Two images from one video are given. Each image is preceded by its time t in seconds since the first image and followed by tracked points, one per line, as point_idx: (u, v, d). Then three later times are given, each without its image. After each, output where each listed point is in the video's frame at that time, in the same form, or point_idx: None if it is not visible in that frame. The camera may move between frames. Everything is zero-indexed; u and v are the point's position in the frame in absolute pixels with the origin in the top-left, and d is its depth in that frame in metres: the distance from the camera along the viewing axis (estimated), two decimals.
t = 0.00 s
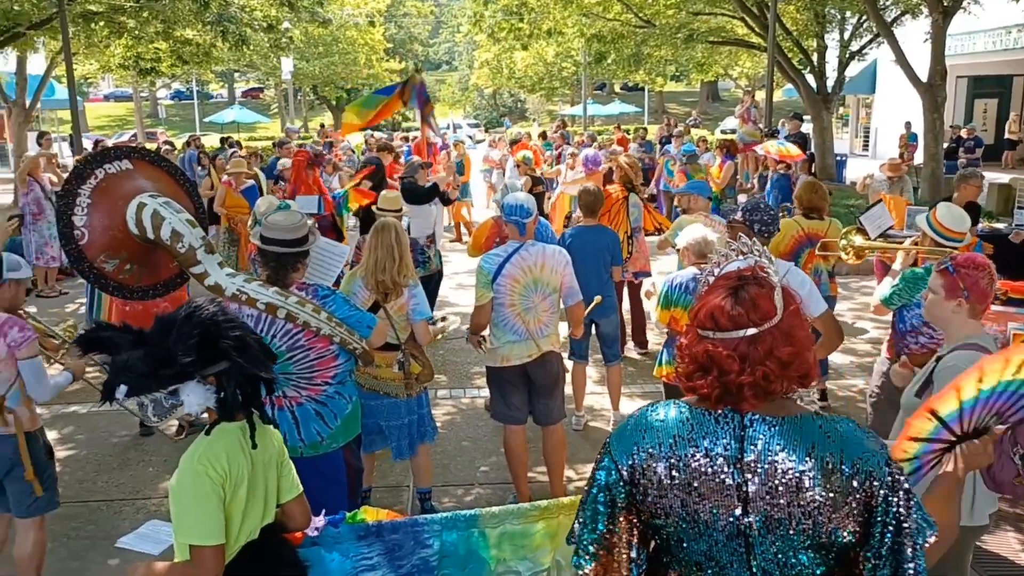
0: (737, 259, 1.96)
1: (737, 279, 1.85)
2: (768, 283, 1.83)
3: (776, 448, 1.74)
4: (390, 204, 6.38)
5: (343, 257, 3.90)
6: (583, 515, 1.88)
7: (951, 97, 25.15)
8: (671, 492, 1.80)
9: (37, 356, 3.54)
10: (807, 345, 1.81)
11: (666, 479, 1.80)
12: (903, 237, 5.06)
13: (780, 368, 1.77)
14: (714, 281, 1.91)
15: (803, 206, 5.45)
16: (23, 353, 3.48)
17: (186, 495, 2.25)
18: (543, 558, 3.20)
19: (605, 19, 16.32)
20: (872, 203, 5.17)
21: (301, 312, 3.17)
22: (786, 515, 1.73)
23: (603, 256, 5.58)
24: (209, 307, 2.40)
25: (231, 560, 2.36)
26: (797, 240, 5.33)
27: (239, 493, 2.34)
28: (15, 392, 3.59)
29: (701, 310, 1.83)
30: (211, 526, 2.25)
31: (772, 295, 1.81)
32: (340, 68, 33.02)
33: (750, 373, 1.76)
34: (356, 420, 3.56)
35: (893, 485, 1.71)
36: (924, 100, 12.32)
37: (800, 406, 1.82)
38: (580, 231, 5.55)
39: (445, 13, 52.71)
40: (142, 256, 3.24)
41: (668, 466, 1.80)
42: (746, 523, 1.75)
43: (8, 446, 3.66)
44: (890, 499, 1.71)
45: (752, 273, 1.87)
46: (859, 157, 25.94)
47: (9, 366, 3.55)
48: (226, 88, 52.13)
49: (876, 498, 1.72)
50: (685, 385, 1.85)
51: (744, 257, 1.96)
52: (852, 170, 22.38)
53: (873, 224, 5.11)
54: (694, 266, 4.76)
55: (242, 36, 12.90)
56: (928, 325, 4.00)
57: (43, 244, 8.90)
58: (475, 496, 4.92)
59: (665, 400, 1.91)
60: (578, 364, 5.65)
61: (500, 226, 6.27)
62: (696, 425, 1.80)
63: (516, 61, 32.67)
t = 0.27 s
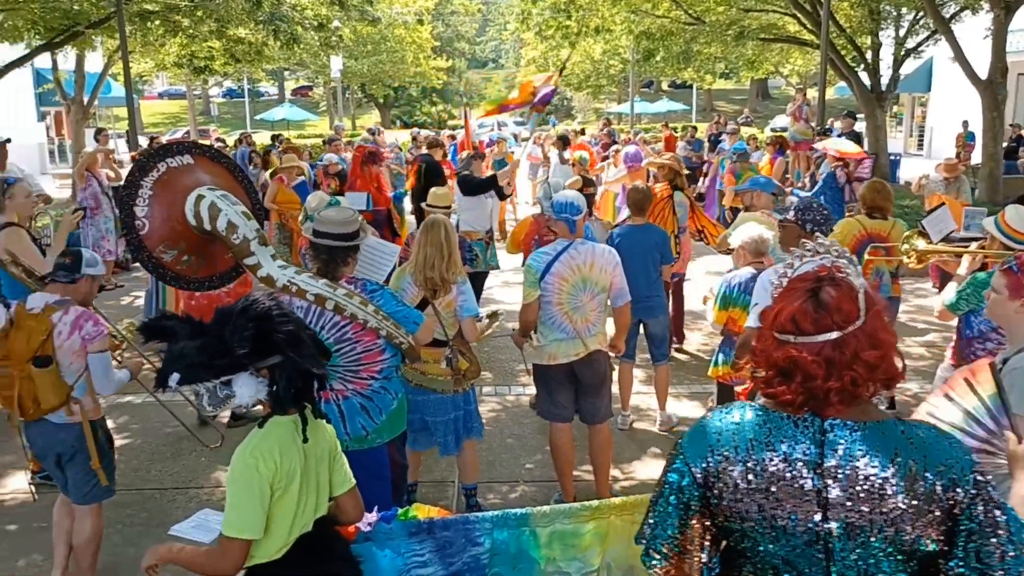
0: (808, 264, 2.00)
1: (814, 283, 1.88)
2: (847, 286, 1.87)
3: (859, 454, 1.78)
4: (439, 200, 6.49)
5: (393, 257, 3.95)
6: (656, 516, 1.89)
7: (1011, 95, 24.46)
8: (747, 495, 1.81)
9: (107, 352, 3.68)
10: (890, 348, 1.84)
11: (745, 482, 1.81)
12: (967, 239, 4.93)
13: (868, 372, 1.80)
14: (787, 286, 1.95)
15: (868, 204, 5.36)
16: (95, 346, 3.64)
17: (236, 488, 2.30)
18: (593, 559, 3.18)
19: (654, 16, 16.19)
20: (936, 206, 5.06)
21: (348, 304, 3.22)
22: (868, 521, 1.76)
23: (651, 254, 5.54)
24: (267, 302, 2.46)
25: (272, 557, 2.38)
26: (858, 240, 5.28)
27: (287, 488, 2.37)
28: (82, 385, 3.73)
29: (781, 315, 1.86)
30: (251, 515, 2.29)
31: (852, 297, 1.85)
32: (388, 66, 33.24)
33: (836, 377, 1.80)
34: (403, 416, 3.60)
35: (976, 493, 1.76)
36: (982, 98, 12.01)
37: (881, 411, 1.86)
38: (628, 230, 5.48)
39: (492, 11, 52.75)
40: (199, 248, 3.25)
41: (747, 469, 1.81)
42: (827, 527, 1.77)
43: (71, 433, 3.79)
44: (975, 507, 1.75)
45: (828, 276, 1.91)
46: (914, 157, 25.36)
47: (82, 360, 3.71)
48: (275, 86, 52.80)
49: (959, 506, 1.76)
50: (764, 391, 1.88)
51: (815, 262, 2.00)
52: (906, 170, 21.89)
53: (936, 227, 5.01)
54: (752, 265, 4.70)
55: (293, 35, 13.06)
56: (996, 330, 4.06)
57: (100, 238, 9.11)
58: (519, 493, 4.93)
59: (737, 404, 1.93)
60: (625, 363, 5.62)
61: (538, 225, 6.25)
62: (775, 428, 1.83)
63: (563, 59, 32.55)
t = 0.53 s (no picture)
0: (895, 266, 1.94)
1: (907, 286, 1.84)
2: (944, 289, 1.82)
3: (959, 460, 1.73)
4: (474, 198, 6.52)
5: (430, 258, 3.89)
6: (744, 528, 1.83)
7: None
8: (843, 506, 1.74)
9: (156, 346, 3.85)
10: (992, 350, 1.80)
11: (839, 491, 1.74)
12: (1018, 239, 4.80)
13: (976, 375, 1.76)
14: (877, 290, 1.89)
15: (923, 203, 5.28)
16: (147, 338, 3.82)
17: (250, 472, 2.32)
18: (628, 560, 3.25)
19: (689, 13, 16.07)
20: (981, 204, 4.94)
21: (380, 297, 3.24)
22: (970, 530, 1.71)
23: (687, 252, 5.50)
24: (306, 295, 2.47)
25: (305, 551, 2.40)
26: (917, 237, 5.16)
27: (312, 484, 2.38)
28: (128, 377, 3.86)
29: (879, 321, 1.80)
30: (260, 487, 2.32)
31: (949, 299, 1.81)
32: (421, 63, 33.36)
33: (940, 383, 1.75)
34: (433, 412, 3.62)
35: None
36: None
37: (980, 417, 1.82)
38: (663, 228, 5.46)
39: (526, 9, 52.70)
40: (242, 239, 3.13)
41: (841, 477, 1.75)
42: (926, 537, 1.71)
43: (110, 424, 3.87)
44: None
45: (921, 279, 1.86)
46: (954, 156, 24.91)
47: (130, 352, 3.87)
48: (310, 83, 53.25)
49: None
50: (860, 398, 1.82)
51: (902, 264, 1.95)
52: (946, 170, 21.52)
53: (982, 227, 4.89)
54: (792, 264, 4.69)
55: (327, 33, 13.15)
56: None
57: (138, 233, 9.24)
58: (551, 491, 4.92)
59: (823, 412, 1.87)
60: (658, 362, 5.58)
61: (563, 222, 6.25)
62: (869, 436, 1.77)
63: (597, 56, 32.44)
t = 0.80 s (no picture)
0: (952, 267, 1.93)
1: (972, 287, 1.82)
2: (1009, 289, 1.81)
3: None
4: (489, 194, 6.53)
5: (449, 260, 3.99)
6: (804, 539, 1.76)
7: None
8: (909, 514, 1.69)
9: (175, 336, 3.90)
10: None
11: (905, 499, 1.69)
12: None
13: None
14: (936, 291, 1.87)
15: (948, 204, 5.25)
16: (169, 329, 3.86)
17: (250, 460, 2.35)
18: (641, 560, 3.25)
19: (705, 12, 15.99)
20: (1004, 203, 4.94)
21: (392, 292, 3.25)
22: None
23: (702, 252, 5.48)
24: (320, 292, 2.48)
25: (317, 545, 2.42)
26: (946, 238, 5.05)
27: (318, 481, 2.40)
28: (145, 368, 3.90)
29: (944, 321, 1.78)
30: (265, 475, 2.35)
31: (1016, 299, 1.79)
32: (436, 61, 33.39)
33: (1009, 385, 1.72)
34: (444, 412, 3.63)
35: None
36: None
37: None
38: (678, 228, 5.45)
39: (542, 7, 52.61)
40: (263, 232, 3.12)
41: (907, 484, 1.69)
42: (996, 544, 1.66)
43: (126, 416, 3.92)
44: None
45: (985, 279, 1.84)
46: (972, 157, 24.70)
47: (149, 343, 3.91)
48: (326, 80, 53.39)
49: None
50: (921, 403, 1.78)
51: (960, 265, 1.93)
52: (963, 171, 21.34)
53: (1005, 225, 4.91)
54: (804, 265, 4.67)
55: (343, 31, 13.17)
56: None
57: (155, 229, 9.30)
58: (563, 490, 4.93)
59: (881, 417, 1.82)
60: (672, 362, 5.57)
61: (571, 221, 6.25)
62: (934, 441, 1.72)
63: (612, 55, 32.34)
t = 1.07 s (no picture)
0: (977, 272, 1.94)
1: (994, 288, 1.82)
2: None
3: None
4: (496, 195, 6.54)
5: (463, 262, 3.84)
6: (821, 541, 1.74)
7: None
8: (929, 517, 1.68)
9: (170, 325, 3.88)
10: None
11: (926, 501, 1.68)
12: None
13: None
14: (958, 292, 1.88)
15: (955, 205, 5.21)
16: (161, 319, 3.85)
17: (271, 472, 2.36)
18: (647, 561, 3.24)
19: (714, 12, 15.95)
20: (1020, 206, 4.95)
21: (399, 291, 3.25)
22: None
23: (710, 251, 5.47)
24: (334, 291, 2.49)
25: (314, 551, 2.42)
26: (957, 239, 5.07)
27: (328, 485, 2.39)
28: (143, 359, 3.91)
29: (965, 320, 1.78)
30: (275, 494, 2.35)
31: None
32: (444, 60, 33.41)
33: None
34: (452, 412, 3.63)
35: None
36: None
37: None
38: (686, 227, 5.44)
39: (550, 6, 52.58)
40: (275, 229, 3.13)
41: (928, 487, 1.69)
42: (1015, 548, 1.68)
43: (129, 409, 3.92)
44: None
45: (1007, 281, 1.84)
46: (981, 158, 24.59)
47: (145, 334, 3.91)
48: (334, 79, 53.47)
49: None
50: (938, 402, 1.78)
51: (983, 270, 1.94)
52: (972, 172, 21.26)
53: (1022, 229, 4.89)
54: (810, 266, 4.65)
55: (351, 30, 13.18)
56: None
57: (163, 227, 9.32)
58: (570, 490, 4.92)
59: (897, 418, 1.81)
60: (679, 363, 5.56)
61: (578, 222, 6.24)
62: (956, 444, 1.72)
63: (620, 55, 32.31)
